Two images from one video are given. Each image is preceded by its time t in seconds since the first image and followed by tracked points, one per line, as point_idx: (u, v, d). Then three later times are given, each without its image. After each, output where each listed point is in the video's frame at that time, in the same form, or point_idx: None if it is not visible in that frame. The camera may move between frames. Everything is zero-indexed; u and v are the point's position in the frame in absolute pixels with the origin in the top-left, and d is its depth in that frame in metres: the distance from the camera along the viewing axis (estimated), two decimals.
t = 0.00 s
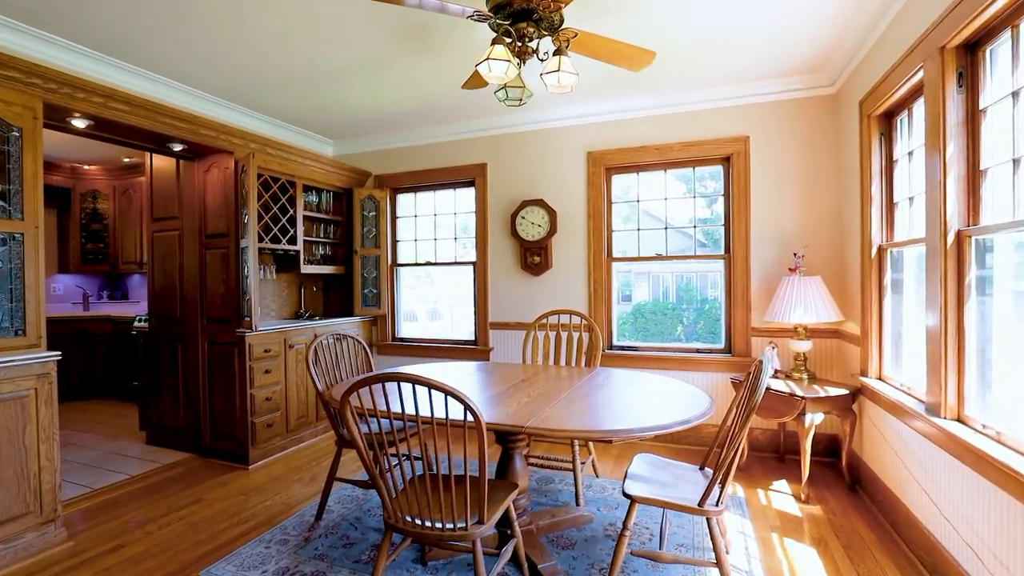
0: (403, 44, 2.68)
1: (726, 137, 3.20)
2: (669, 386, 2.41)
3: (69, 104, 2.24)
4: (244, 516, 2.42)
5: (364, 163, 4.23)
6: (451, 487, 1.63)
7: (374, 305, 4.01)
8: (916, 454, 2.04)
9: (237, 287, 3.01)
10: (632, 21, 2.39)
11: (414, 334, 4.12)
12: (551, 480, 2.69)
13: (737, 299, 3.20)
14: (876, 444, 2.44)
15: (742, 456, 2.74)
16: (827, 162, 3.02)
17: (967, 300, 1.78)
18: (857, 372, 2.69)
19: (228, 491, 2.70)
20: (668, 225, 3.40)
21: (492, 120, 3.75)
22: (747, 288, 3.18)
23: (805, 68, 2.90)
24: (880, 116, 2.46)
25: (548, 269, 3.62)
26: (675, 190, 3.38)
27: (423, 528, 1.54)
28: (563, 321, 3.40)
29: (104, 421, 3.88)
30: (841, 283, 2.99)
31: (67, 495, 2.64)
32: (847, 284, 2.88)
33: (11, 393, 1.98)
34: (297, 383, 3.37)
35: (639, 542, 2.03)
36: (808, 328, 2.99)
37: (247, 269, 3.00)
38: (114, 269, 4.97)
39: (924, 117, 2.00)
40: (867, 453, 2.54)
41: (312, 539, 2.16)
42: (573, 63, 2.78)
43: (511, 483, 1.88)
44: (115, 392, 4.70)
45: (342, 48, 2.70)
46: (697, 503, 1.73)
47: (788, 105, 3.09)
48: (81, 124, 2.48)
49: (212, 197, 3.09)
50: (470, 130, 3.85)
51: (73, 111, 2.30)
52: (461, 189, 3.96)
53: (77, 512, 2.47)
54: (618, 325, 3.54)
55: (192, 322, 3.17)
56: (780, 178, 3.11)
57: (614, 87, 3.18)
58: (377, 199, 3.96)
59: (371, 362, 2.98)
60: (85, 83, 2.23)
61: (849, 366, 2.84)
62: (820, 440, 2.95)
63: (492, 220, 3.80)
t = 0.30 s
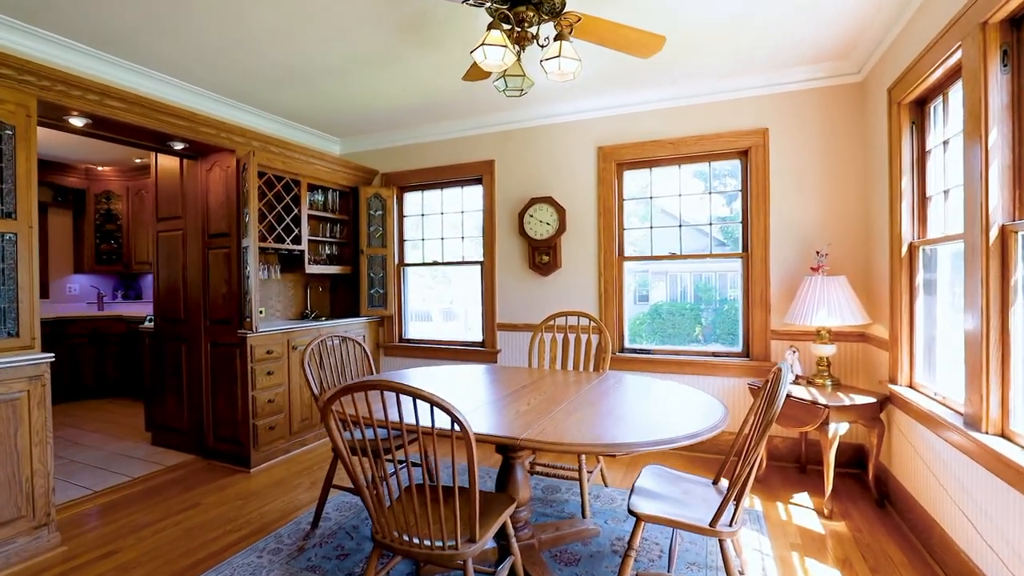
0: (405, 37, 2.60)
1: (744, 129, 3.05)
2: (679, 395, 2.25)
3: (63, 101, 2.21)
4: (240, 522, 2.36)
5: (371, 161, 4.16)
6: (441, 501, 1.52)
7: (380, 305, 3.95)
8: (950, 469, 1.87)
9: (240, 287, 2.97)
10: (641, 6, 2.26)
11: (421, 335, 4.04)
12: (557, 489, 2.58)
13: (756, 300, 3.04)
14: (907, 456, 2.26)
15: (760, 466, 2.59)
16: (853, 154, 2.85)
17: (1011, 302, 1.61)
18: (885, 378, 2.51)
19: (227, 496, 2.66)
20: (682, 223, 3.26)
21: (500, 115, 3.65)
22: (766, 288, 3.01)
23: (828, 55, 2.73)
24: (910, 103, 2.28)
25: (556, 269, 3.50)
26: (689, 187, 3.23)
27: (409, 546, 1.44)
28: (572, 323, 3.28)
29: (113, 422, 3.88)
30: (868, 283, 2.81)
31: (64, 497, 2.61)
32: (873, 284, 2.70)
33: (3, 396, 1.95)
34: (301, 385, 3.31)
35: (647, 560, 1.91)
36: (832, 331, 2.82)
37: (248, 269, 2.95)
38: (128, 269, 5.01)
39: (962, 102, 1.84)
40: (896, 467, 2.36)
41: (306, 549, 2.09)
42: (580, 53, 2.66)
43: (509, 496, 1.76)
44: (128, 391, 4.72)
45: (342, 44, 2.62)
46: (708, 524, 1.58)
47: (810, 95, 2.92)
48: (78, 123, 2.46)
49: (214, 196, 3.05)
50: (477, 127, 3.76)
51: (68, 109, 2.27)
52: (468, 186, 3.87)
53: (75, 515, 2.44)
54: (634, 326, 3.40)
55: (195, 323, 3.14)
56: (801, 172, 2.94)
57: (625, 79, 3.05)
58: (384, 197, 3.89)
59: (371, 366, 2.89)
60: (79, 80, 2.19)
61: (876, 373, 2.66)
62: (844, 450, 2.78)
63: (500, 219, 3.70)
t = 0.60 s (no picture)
0: (403, 30, 2.52)
1: (760, 122, 2.89)
2: (688, 404, 2.07)
3: (57, 100, 2.18)
4: (235, 528, 2.31)
5: (377, 160, 4.10)
6: (426, 517, 1.41)
7: (385, 306, 3.90)
8: (985, 486, 1.71)
9: (240, 287, 2.93)
10: None
11: (426, 336, 3.97)
12: (561, 499, 2.48)
13: (773, 301, 2.88)
14: (938, 471, 2.09)
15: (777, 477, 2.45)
16: (877, 147, 2.68)
17: None
18: (913, 385, 2.34)
19: (225, 499, 2.62)
20: (695, 221, 3.12)
21: (506, 111, 3.55)
22: (783, 288, 2.86)
23: (850, 42, 2.57)
24: (941, 90, 2.12)
25: (564, 269, 3.39)
26: (703, 183, 3.09)
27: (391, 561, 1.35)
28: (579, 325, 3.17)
29: (122, 422, 3.89)
30: (893, 283, 2.64)
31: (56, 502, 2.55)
32: (900, 284, 2.54)
33: None
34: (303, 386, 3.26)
35: None
36: (855, 335, 2.66)
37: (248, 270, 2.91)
38: (140, 269, 5.06)
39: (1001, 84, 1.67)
40: (926, 482, 2.19)
41: (297, 559, 2.02)
42: (585, 42, 2.55)
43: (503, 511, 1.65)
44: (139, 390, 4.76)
45: (340, 38, 2.55)
46: (715, 547, 1.45)
47: (830, 84, 2.76)
48: (74, 121, 2.43)
49: (215, 195, 3.02)
50: (483, 123, 3.66)
51: (62, 108, 2.24)
52: (474, 184, 3.78)
53: (71, 519, 2.41)
54: (649, 326, 3.25)
55: (197, 324, 3.11)
56: (821, 166, 2.78)
57: (635, 70, 2.92)
58: (389, 196, 3.83)
59: (369, 370, 2.79)
60: (72, 78, 2.16)
61: (903, 380, 2.49)
62: (867, 460, 2.62)
63: (506, 217, 3.60)
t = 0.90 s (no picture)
0: (400, 22, 2.44)
1: (775, 112, 2.75)
2: (694, 414, 1.88)
3: (50, 97, 2.17)
4: (228, 533, 2.26)
5: (381, 158, 4.05)
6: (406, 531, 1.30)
7: (389, 306, 3.84)
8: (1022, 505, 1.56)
9: (240, 288, 2.89)
10: None
11: (431, 337, 3.90)
12: (563, 508, 2.38)
13: (788, 301, 2.74)
14: (969, 487, 1.93)
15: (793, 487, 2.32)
16: (901, 137, 2.52)
17: None
18: (941, 393, 2.18)
19: (221, 502, 2.58)
20: (706, 217, 2.99)
21: (511, 106, 3.45)
22: (800, 288, 2.71)
23: (872, 26, 2.42)
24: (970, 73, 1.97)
25: (570, 268, 3.29)
26: (714, 177, 2.95)
27: None
28: (585, 326, 3.07)
29: (129, 421, 3.90)
30: (918, 282, 2.48)
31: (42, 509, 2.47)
32: (926, 283, 2.37)
33: None
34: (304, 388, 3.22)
35: None
36: (877, 338, 2.50)
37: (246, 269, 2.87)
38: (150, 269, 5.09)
39: None
40: (956, 497, 2.03)
41: (286, 568, 1.95)
42: (589, 31, 2.45)
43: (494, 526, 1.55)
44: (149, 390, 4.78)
45: (336, 32, 2.49)
46: (720, 570, 1.33)
47: (850, 72, 2.60)
48: (71, 120, 2.42)
49: (215, 194, 2.99)
50: (488, 118, 3.57)
51: (56, 105, 2.22)
52: (478, 182, 3.70)
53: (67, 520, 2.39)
54: (665, 326, 3.11)
55: (198, 324, 3.09)
56: (840, 158, 2.63)
57: (642, 61, 2.80)
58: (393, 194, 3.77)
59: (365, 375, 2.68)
60: (64, 75, 2.14)
61: (930, 387, 2.32)
62: (890, 472, 2.46)
63: (511, 215, 3.51)
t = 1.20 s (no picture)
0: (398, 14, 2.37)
1: (793, 102, 2.59)
2: (703, 423, 1.69)
3: (43, 96, 2.15)
4: (220, 538, 2.22)
5: (387, 156, 3.99)
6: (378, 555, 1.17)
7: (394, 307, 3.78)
8: None
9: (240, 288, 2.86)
10: None
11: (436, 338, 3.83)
12: (565, 518, 2.28)
13: (807, 302, 2.58)
14: (1007, 507, 1.76)
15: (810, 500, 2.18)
16: (930, 125, 2.34)
17: None
18: (975, 402, 2.00)
19: (218, 505, 2.54)
20: (719, 214, 2.84)
21: (516, 100, 3.36)
22: (820, 289, 2.55)
23: (899, 7, 2.25)
24: (1009, 53, 1.80)
25: (577, 267, 3.17)
26: (728, 172, 2.81)
27: None
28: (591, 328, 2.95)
29: (138, 421, 3.92)
30: (949, 282, 2.30)
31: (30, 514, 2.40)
32: (958, 282, 2.20)
33: None
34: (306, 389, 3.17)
35: None
36: (903, 342, 2.33)
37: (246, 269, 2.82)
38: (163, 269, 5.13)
39: None
40: (992, 518, 1.85)
41: None
42: (594, 19, 2.33)
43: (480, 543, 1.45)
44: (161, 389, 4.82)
45: (333, 27, 2.43)
46: None
47: (875, 57, 2.43)
48: (67, 120, 2.41)
49: (215, 193, 2.96)
50: (493, 114, 3.48)
51: (51, 104, 2.21)
52: (484, 179, 3.61)
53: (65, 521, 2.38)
54: (683, 327, 2.96)
55: (200, 324, 3.07)
56: (864, 149, 2.46)
57: (651, 51, 2.68)
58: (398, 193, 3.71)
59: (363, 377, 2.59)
60: (58, 74, 2.12)
61: (962, 396, 2.15)
62: (918, 486, 2.29)
63: (518, 214, 3.41)
